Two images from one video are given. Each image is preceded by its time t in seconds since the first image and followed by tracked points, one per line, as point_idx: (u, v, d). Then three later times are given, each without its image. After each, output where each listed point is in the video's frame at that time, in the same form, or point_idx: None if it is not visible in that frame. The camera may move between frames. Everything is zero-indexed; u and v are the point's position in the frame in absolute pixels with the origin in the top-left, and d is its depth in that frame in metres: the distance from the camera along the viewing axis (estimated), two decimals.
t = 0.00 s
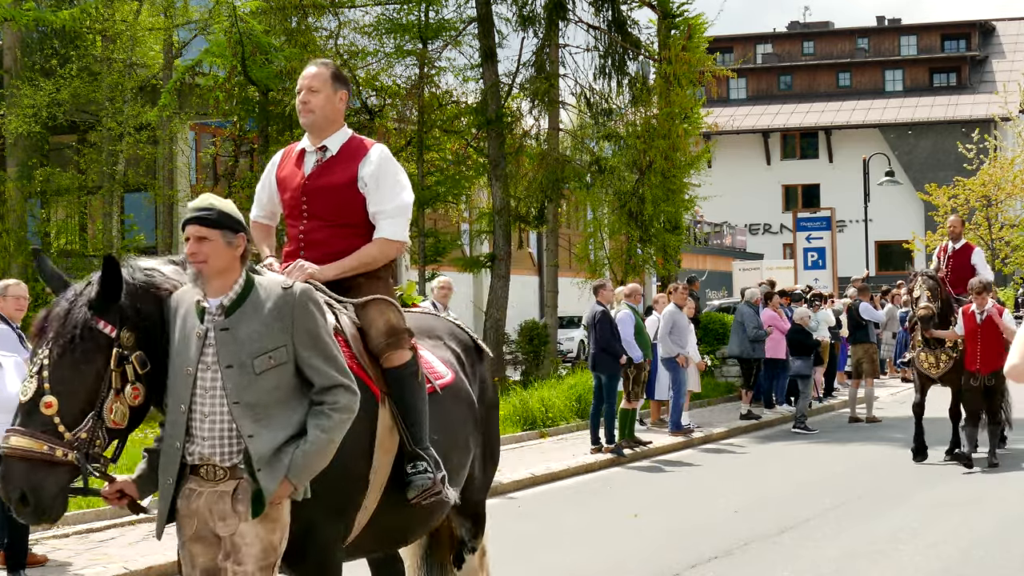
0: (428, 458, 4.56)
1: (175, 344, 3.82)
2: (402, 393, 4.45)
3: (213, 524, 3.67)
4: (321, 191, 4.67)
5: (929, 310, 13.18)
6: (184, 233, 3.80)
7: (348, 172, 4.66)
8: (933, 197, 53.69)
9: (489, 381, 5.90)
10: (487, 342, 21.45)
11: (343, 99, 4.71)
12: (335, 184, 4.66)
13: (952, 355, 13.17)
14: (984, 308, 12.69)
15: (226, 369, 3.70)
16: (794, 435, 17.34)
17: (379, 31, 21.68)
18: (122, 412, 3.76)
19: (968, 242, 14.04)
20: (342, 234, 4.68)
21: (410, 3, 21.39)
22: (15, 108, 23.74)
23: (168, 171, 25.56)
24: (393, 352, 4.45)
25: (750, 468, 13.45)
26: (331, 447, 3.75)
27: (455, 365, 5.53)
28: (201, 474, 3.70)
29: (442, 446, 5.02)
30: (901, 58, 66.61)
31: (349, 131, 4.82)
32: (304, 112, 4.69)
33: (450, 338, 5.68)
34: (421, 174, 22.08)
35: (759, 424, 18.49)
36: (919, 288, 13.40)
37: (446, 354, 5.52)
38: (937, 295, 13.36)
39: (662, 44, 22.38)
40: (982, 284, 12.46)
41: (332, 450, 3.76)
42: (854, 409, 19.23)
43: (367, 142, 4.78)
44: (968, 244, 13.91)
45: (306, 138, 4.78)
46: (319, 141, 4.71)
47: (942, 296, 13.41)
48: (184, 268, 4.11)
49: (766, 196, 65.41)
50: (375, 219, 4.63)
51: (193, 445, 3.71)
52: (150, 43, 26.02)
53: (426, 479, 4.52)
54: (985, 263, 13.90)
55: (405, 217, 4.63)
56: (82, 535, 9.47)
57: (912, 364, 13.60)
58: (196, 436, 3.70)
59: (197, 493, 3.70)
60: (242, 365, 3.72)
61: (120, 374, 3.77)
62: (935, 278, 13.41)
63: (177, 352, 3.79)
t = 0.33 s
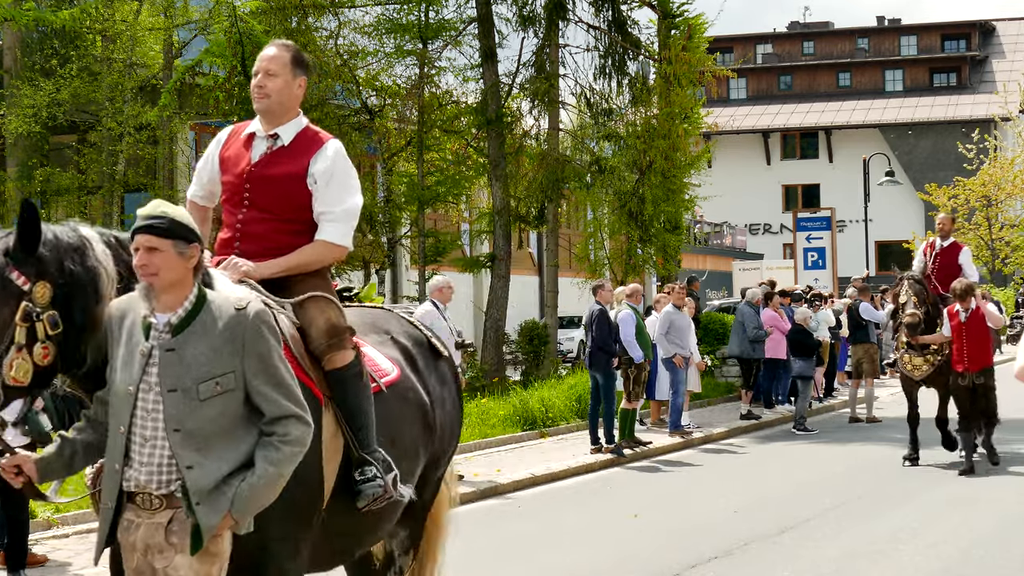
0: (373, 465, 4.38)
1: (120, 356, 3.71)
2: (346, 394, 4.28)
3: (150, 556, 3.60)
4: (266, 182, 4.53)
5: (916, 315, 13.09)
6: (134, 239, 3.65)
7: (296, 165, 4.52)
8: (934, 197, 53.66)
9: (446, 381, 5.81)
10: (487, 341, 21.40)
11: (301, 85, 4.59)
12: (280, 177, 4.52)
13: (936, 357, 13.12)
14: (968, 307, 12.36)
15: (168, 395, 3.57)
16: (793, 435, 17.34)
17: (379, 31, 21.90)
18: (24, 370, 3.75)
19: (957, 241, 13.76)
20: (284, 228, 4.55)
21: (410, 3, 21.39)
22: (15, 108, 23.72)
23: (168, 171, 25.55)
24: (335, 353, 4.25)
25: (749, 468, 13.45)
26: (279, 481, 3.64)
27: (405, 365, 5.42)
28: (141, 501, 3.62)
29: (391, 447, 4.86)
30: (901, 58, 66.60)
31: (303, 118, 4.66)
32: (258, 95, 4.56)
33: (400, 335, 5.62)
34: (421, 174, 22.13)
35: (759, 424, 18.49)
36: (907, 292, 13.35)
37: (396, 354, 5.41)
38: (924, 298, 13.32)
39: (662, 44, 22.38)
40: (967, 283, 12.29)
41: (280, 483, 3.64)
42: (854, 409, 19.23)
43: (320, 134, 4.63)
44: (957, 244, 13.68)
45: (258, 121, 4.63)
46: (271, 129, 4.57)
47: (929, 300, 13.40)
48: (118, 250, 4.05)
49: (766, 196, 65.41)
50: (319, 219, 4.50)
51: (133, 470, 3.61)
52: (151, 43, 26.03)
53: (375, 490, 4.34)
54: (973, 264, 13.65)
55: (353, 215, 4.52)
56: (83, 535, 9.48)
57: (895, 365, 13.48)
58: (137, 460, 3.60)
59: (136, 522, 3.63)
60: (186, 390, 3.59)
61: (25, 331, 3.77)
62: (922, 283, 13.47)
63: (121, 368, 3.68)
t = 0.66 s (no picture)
0: (319, 476, 4.04)
1: (54, 340, 3.41)
2: (292, 406, 3.96)
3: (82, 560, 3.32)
4: (207, 182, 4.17)
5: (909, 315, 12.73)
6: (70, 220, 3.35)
7: (235, 162, 4.17)
8: (934, 198, 53.65)
9: (405, 387, 5.49)
10: (487, 341, 21.36)
11: (235, 82, 4.20)
12: (222, 176, 4.17)
13: (921, 356, 12.75)
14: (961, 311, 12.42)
15: (107, 388, 3.26)
16: (793, 435, 17.34)
17: (379, 31, 21.89)
18: None
19: (943, 238, 13.21)
20: (230, 227, 4.21)
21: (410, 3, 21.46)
22: (15, 108, 23.77)
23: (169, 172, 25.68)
24: (283, 358, 3.93)
25: (749, 468, 13.45)
26: (229, 487, 3.38)
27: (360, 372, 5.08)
28: (77, 501, 3.33)
29: (344, 459, 4.54)
30: (901, 58, 66.58)
31: (238, 112, 4.27)
32: (192, 93, 4.18)
33: (356, 340, 5.28)
34: (421, 174, 22.21)
35: (759, 424, 18.49)
36: (899, 292, 13.02)
37: (350, 361, 5.08)
38: (917, 298, 12.97)
39: (662, 44, 22.40)
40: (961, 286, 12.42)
41: (229, 489, 3.38)
42: (854, 409, 19.23)
43: (258, 125, 4.25)
44: (942, 241, 13.12)
45: (193, 119, 4.26)
46: (207, 126, 4.20)
47: (921, 299, 13.03)
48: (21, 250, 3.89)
49: (766, 196, 65.43)
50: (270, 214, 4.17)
51: (69, 465, 3.34)
52: (151, 43, 26.06)
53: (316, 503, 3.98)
54: (961, 262, 13.08)
55: (302, 212, 4.19)
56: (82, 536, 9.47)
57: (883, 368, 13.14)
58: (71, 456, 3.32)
59: (69, 522, 3.34)
60: (127, 384, 3.28)
61: None
62: (915, 281, 13.12)
63: (55, 353, 3.39)
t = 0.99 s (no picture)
0: (257, 493, 3.88)
1: None
2: (228, 415, 3.81)
3: None
4: (145, 166, 3.97)
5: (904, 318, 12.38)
6: None
7: (175, 144, 3.97)
8: (934, 197, 53.62)
9: (363, 388, 5.33)
10: (487, 341, 21.37)
11: (181, 59, 4.00)
12: (160, 160, 3.96)
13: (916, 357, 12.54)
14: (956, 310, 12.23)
15: (6, 414, 2.94)
16: (793, 435, 17.34)
17: (379, 31, 22.03)
18: None
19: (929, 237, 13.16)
20: (170, 214, 3.99)
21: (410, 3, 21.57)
22: (16, 108, 23.80)
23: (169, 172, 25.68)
24: (215, 366, 3.77)
25: (750, 468, 13.45)
26: (151, 515, 3.10)
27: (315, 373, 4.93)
28: None
29: (292, 467, 4.33)
30: (901, 58, 66.58)
31: (184, 92, 4.07)
32: (133, 72, 3.98)
33: (312, 339, 5.14)
34: (421, 174, 22.26)
35: (759, 424, 18.50)
36: (895, 294, 12.62)
37: (304, 360, 4.93)
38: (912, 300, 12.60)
39: (662, 44, 22.39)
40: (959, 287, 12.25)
41: (151, 518, 3.10)
42: (854, 409, 19.23)
43: (203, 107, 4.05)
44: (928, 239, 13.09)
45: (136, 100, 4.05)
46: (148, 107, 4.00)
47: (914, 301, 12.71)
48: None
49: (766, 196, 65.44)
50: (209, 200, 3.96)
51: None
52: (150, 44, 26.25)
53: (255, 520, 3.81)
54: (948, 260, 13.09)
55: (240, 198, 3.96)
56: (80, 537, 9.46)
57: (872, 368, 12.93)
58: None
59: None
60: (27, 409, 2.95)
61: None
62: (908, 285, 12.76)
63: None
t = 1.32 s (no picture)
0: (173, 501, 3.71)
1: None
2: (142, 417, 3.66)
3: None
4: (65, 161, 3.78)
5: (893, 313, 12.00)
6: None
7: (102, 142, 3.80)
8: (933, 197, 53.62)
9: (303, 393, 5.06)
10: (487, 341, 21.37)
11: (114, 50, 3.83)
12: (83, 157, 3.79)
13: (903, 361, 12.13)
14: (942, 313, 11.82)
15: None
16: (793, 435, 17.33)
17: (379, 31, 22.06)
18: None
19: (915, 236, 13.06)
20: (89, 214, 3.83)
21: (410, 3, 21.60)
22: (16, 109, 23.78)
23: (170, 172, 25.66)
24: (128, 366, 3.65)
25: (750, 468, 13.44)
26: (31, 507, 2.82)
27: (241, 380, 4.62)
28: None
29: (216, 474, 4.08)
30: (901, 58, 66.55)
31: (114, 86, 3.91)
32: (62, 58, 3.80)
33: (241, 345, 4.81)
34: (421, 174, 22.25)
35: (759, 424, 18.48)
36: (883, 290, 12.19)
37: (229, 368, 4.61)
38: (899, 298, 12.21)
39: (662, 44, 22.38)
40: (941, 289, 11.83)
41: (30, 513, 2.82)
42: (854, 408, 19.22)
43: (131, 105, 3.90)
44: (915, 238, 13.01)
45: (62, 89, 3.87)
46: (75, 98, 3.82)
47: (901, 300, 12.29)
48: None
49: (766, 196, 65.43)
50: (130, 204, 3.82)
51: None
52: (150, 44, 26.38)
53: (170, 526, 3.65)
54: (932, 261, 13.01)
55: (163, 207, 3.84)
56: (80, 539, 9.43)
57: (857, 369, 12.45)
58: None
59: None
60: None
61: None
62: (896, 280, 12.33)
63: None
